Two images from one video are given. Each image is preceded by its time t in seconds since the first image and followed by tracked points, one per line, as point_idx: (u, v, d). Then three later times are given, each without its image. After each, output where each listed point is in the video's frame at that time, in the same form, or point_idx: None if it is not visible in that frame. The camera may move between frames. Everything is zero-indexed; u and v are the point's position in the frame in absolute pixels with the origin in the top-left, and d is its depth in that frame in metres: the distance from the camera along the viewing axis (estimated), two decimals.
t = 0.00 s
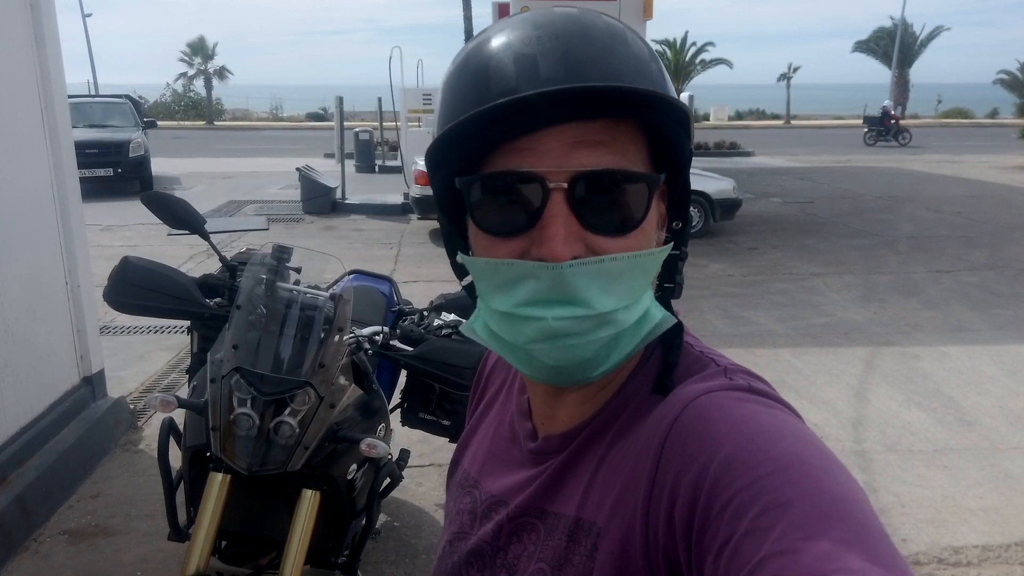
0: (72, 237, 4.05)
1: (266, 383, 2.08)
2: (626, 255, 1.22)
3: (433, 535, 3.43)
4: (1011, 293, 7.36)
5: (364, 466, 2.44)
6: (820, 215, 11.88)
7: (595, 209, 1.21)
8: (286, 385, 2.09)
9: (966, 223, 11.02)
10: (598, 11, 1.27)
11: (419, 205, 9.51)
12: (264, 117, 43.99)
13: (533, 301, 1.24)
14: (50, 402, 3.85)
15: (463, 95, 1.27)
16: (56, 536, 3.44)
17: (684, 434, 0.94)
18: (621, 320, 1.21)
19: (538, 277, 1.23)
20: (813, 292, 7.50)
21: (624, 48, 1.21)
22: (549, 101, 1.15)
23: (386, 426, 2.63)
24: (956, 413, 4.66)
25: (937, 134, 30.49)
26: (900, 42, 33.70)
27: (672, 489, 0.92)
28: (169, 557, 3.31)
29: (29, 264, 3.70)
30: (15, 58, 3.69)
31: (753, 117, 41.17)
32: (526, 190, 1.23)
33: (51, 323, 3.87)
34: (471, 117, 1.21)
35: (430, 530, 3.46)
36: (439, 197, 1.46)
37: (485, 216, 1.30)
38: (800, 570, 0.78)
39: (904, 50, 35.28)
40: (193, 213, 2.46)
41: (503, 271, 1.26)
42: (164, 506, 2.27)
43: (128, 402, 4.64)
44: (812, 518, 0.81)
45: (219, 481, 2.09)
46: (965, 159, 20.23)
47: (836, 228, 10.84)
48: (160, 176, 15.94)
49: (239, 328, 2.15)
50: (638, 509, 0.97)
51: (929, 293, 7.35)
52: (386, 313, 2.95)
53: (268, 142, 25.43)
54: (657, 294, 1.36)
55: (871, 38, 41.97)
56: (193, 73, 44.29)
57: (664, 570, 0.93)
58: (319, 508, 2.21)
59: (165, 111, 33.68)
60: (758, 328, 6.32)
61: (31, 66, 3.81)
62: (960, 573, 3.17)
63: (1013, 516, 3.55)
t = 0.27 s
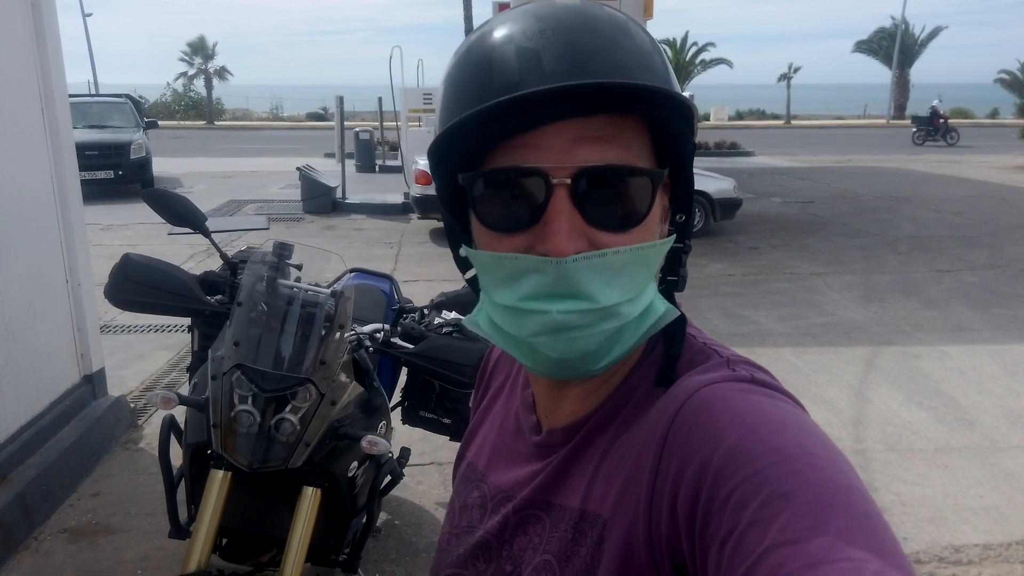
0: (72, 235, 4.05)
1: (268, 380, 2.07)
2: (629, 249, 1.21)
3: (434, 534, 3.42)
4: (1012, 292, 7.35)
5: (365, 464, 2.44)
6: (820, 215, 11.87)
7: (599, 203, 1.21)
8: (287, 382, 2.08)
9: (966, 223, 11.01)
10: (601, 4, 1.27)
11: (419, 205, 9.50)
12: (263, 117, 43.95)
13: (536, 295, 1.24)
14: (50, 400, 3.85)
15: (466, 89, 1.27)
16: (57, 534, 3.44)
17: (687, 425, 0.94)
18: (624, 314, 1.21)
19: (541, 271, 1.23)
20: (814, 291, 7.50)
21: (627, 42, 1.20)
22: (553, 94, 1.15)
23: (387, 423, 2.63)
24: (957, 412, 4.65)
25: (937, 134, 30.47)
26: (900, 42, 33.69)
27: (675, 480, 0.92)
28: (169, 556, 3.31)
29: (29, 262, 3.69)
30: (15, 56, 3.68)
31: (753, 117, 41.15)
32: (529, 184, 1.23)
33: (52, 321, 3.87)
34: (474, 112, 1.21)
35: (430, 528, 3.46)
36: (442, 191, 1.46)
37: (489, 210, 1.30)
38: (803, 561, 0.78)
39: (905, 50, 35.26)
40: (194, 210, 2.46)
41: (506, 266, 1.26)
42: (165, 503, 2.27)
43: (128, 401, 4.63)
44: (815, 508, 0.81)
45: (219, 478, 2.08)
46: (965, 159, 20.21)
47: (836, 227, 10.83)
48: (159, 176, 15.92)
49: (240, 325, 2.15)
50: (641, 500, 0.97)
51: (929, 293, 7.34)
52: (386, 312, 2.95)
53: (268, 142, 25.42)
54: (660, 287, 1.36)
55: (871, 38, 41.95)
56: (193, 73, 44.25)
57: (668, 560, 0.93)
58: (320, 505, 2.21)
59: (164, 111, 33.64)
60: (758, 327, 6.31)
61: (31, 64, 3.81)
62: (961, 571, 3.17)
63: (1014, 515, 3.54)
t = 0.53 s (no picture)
0: (73, 234, 4.05)
1: (269, 378, 2.07)
2: (633, 246, 1.21)
3: (434, 533, 3.42)
4: (1012, 292, 7.35)
5: (365, 462, 2.45)
6: (821, 215, 11.86)
7: (602, 198, 1.21)
8: (289, 380, 2.08)
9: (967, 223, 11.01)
10: None
11: (419, 204, 9.50)
12: (263, 117, 43.95)
13: (539, 292, 1.24)
14: (51, 399, 3.85)
15: (469, 84, 1.27)
16: (57, 533, 3.44)
17: (689, 421, 0.94)
18: (627, 311, 1.21)
19: (544, 268, 1.22)
20: (814, 291, 7.49)
21: (632, 36, 1.20)
22: (557, 90, 1.15)
23: (387, 422, 2.63)
24: (957, 412, 4.65)
25: (937, 134, 30.46)
26: (900, 42, 33.68)
27: (677, 476, 0.92)
28: (169, 555, 3.31)
29: (30, 260, 3.69)
30: (15, 55, 3.68)
31: (753, 117, 41.14)
32: (532, 179, 1.23)
33: (52, 320, 3.87)
34: (477, 107, 1.20)
35: (430, 527, 3.46)
36: (445, 186, 1.45)
37: (491, 206, 1.30)
38: (805, 558, 0.78)
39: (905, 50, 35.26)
40: (195, 208, 2.46)
41: (509, 262, 1.26)
42: (166, 502, 2.27)
43: (128, 400, 4.63)
44: (817, 505, 0.81)
45: (220, 477, 2.08)
46: (965, 160, 20.21)
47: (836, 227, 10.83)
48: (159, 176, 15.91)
49: (241, 324, 2.15)
50: (643, 496, 0.97)
51: (930, 293, 7.34)
52: (387, 310, 2.95)
53: (268, 142, 25.41)
54: (662, 283, 1.36)
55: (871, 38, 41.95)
56: (193, 73, 44.23)
57: (669, 556, 0.93)
58: (321, 504, 2.21)
59: (164, 111, 33.62)
60: (758, 327, 6.31)
61: (32, 63, 3.81)
62: (962, 571, 3.17)
63: (1015, 515, 3.54)
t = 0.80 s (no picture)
0: (73, 234, 4.05)
1: (270, 378, 2.07)
2: (634, 248, 1.21)
3: (435, 533, 3.43)
4: (1012, 292, 7.36)
5: (366, 462, 2.45)
6: (821, 215, 11.86)
7: (603, 198, 1.21)
8: (289, 381, 2.08)
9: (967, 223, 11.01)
10: None
11: (419, 205, 9.50)
12: (263, 117, 43.94)
13: (540, 294, 1.24)
14: (51, 399, 3.85)
15: (472, 84, 1.27)
16: (58, 533, 3.44)
17: (691, 423, 0.94)
18: (628, 314, 1.21)
19: (544, 269, 1.23)
20: (814, 291, 7.50)
21: (636, 36, 1.21)
22: (559, 89, 1.15)
23: (388, 422, 2.63)
24: (958, 412, 4.65)
25: (937, 134, 30.45)
26: (901, 41, 33.67)
27: (678, 479, 0.92)
28: (170, 555, 3.31)
29: (30, 260, 3.69)
30: (16, 56, 3.68)
31: (753, 117, 41.13)
32: (535, 179, 1.23)
33: (53, 320, 3.88)
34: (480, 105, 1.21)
35: (431, 527, 3.47)
36: (448, 186, 1.46)
37: (493, 206, 1.30)
38: (806, 561, 0.78)
39: (905, 50, 35.26)
40: (196, 209, 2.46)
41: (510, 263, 1.26)
42: (167, 502, 2.27)
43: (129, 400, 4.64)
44: (818, 509, 0.81)
45: (221, 476, 2.09)
46: (965, 159, 20.21)
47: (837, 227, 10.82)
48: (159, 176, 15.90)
49: (242, 324, 2.15)
50: (644, 499, 0.97)
51: (929, 293, 7.34)
52: (387, 311, 2.95)
53: (268, 142, 25.40)
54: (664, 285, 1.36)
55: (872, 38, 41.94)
56: (193, 73, 44.20)
57: (670, 558, 0.93)
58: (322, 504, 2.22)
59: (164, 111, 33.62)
60: (759, 327, 6.31)
61: (33, 65, 3.82)
62: (962, 571, 3.17)
63: (1015, 515, 3.55)
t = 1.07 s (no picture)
0: (74, 234, 4.05)
1: (271, 377, 2.07)
2: (637, 248, 1.22)
3: (436, 532, 3.43)
4: (1012, 292, 7.36)
5: (369, 462, 2.45)
6: (821, 215, 11.87)
7: (605, 199, 1.21)
8: (291, 380, 2.08)
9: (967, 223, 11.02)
10: None
11: (419, 205, 9.50)
12: (263, 117, 43.94)
13: (542, 295, 1.25)
14: (52, 399, 3.86)
15: (473, 86, 1.27)
16: (59, 533, 3.45)
17: (696, 423, 0.94)
18: (630, 313, 1.21)
19: (547, 270, 1.23)
20: (815, 291, 7.50)
21: (636, 37, 1.21)
22: (559, 90, 1.15)
23: (390, 421, 2.63)
24: (959, 412, 4.65)
25: (937, 134, 30.46)
26: (901, 41, 33.67)
27: (683, 478, 0.93)
28: (171, 554, 3.31)
29: (31, 259, 3.70)
30: (16, 56, 3.68)
31: (754, 117, 41.14)
32: (536, 181, 1.24)
33: (55, 319, 3.88)
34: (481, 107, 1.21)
35: (432, 527, 3.47)
36: (451, 188, 1.46)
37: (496, 208, 1.30)
38: (812, 560, 0.78)
39: (905, 50, 35.26)
40: (198, 208, 2.46)
41: (513, 264, 1.26)
42: (169, 501, 2.27)
43: (130, 400, 4.64)
44: (823, 508, 0.81)
45: (223, 475, 2.09)
46: (965, 160, 20.22)
47: (837, 227, 10.83)
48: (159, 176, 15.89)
49: (244, 323, 2.15)
50: (649, 499, 0.97)
51: (930, 293, 7.34)
52: (389, 310, 2.95)
53: (269, 142, 25.41)
54: (668, 284, 1.36)
55: (872, 37, 41.94)
56: (193, 73, 44.17)
57: (676, 557, 0.93)
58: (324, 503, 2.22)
59: (164, 111, 33.63)
60: (759, 327, 6.31)
61: (34, 65, 3.82)
62: (963, 570, 3.17)
63: (1016, 514, 3.55)
